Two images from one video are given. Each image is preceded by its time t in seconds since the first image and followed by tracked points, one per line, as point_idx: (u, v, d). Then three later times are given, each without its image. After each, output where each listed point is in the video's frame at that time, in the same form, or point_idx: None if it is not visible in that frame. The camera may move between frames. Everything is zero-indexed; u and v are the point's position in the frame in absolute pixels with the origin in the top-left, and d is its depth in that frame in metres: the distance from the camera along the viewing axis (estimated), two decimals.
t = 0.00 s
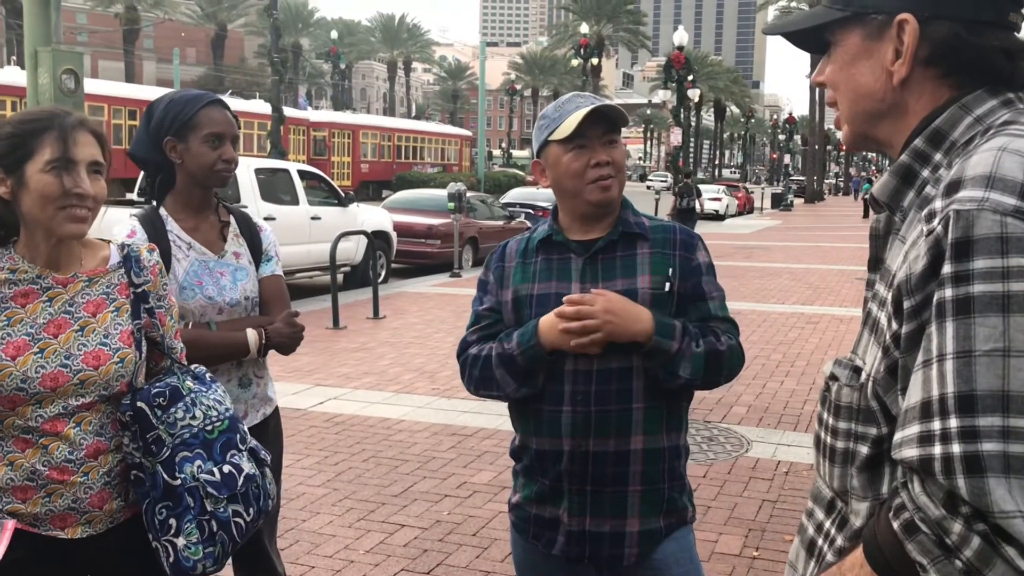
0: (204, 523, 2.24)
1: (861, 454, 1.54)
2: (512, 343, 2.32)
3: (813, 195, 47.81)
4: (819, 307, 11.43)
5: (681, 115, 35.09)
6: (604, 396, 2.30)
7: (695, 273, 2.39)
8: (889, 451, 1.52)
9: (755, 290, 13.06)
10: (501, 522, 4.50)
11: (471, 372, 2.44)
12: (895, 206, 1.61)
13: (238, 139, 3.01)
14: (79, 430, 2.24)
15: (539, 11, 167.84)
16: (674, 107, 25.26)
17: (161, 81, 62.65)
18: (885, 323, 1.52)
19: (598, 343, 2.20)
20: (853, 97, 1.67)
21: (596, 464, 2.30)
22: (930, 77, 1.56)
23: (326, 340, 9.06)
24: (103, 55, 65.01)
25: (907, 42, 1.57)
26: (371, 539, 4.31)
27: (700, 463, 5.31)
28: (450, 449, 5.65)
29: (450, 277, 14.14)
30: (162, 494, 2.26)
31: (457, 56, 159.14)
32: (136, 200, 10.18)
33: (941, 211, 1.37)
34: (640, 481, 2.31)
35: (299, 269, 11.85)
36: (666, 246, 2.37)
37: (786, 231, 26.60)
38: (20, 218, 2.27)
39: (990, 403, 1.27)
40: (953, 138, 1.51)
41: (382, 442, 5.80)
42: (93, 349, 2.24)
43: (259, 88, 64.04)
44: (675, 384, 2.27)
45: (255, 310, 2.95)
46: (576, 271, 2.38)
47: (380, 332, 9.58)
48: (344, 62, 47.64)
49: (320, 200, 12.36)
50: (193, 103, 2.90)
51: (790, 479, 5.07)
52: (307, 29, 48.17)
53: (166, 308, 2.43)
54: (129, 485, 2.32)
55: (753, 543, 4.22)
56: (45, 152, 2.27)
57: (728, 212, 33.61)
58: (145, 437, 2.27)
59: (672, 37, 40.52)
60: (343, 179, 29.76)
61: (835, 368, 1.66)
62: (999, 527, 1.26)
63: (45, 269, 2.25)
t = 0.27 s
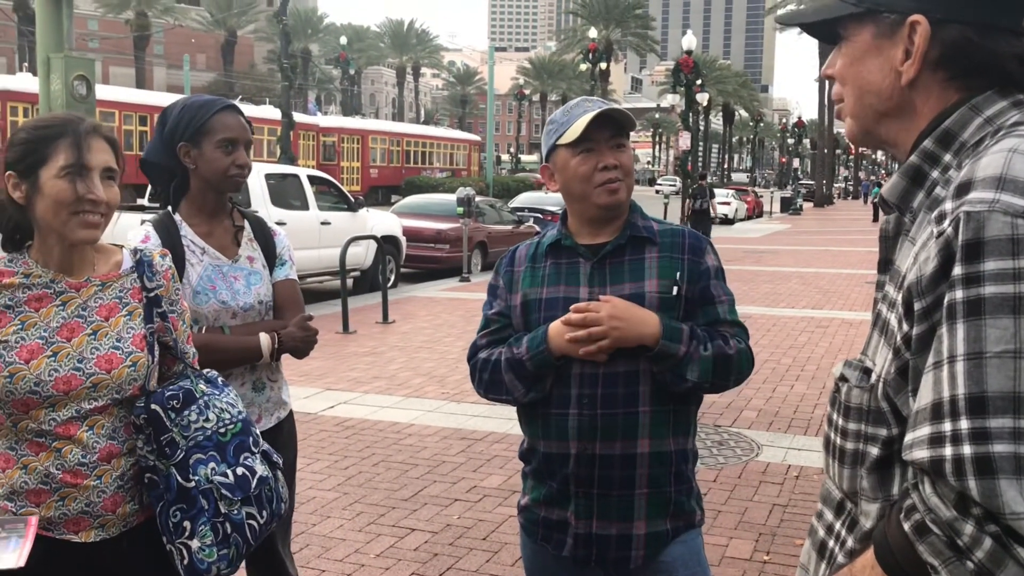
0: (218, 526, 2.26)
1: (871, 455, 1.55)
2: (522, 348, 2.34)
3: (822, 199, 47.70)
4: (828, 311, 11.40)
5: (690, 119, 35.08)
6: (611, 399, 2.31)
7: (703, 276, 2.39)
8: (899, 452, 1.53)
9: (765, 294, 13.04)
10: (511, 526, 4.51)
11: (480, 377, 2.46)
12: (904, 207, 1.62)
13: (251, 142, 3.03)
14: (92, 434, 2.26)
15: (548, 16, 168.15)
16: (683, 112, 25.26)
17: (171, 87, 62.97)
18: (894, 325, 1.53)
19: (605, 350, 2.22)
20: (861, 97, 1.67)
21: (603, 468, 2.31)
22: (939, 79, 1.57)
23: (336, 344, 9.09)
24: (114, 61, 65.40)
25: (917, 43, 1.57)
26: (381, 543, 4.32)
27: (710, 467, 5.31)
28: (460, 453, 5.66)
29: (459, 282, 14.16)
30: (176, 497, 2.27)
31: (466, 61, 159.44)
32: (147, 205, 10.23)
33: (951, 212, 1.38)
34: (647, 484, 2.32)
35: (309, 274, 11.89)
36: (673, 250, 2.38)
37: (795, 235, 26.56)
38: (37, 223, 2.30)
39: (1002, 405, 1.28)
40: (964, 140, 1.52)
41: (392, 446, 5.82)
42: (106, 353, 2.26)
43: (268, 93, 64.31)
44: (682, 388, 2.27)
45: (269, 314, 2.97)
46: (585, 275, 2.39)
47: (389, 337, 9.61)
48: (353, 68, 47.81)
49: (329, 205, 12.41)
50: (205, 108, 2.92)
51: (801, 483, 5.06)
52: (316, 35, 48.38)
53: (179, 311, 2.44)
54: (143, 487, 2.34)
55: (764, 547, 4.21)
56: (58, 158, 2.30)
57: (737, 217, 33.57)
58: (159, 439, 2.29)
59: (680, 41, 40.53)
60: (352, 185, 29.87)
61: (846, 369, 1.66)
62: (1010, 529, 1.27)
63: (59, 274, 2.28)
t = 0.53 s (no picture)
0: (238, 528, 2.25)
1: (880, 461, 1.53)
2: (531, 353, 2.33)
3: (832, 203, 47.54)
4: (838, 316, 11.35)
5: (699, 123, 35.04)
6: (620, 404, 2.30)
7: (712, 282, 2.38)
8: (908, 459, 1.51)
9: (774, 298, 13.00)
10: (520, 532, 4.49)
11: (489, 382, 2.45)
12: (913, 213, 1.60)
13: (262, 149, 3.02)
14: (111, 438, 2.26)
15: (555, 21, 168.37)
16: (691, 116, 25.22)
17: (180, 94, 63.20)
18: (903, 330, 1.51)
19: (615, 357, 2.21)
20: (870, 103, 1.66)
21: (613, 474, 2.30)
22: (946, 81, 1.55)
23: (345, 349, 9.09)
24: (125, 67, 65.69)
25: (922, 46, 1.56)
26: (390, 549, 4.31)
27: (719, 473, 5.28)
28: (468, 458, 5.65)
29: (467, 286, 14.16)
30: (195, 500, 2.26)
31: (474, 66, 159.69)
32: (157, 211, 10.27)
33: (957, 218, 1.36)
34: (656, 490, 2.30)
35: (318, 279, 11.90)
36: (682, 255, 2.37)
37: (805, 239, 26.47)
38: (53, 230, 2.31)
39: (1007, 411, 1.26)
40: (972, 145, 1.50)
41: (401, 451, 5.81)
42: (124, 357, 2.26)
43: (277, 99, 64.49)
44: (691, 394, 2.27)
45: (281, 319, 2.97)
46: (594, 281, 2.38)
47: (398, 342, 9.61)
48: (362, 73, 47.96)
49: (338, 211, 12.42)
50: (217, 113, 2.92)
51: (811, 489, 5.03)
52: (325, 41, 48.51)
53: (196, 316, 2.44)
54: (163, 492, 2.33)
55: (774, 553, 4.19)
56: (73, 164, 2.30)
57: (747, 221, 33.49)
58: (177, 443, 2.27)
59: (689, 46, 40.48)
60: (361, 190, 29.93)
61: (854, 376, 1.64)
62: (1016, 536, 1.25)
63: (76, 280, 2.28)
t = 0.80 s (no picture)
0: (259, 529, 2.23)
1: (891, 466, 1.53)
2: (541, 357, 2.33)
3: (840, 207, 47.43)
4: (847, 319, 11.33)
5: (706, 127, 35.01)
6: (631, 407, 2.29)
7: (721, 284, 2.38)
8: (921, 462, 1.51)
9: (782, 302, 12.97)
10: (528, 536, 4.49)
11: (499, 387, 2.45)
12: (922, 216, 1.59)
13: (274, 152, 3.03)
14: (132, 442, 2.26)
15: (563, 25, 168.45)
16: (699, 121, 25.19)
17: (189, 98, 63.38)
18: (914, 332, 1.51)
19: (626, 360, 2.20)
20: (876, 107, 1.66)
21: (624, 477, 2.29)
22: (951, 83, 1.55)
23: (353, 354, 9.11)
24: (134, 73, 65.99)
25: (924, 48, 1.55)
26: (398, 553, 4.31)
27: (728, 477, 5.27)
28: (476, 462, 5.65)
29: (475, 290, 14.17)
30: (216, 502, 2.26)
31: (481, 70, 159.66)
32: (166, 215, 10.30)
33: (970, 221, 1.36)
34: (667, 493, 2.30)
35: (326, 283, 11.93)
36: (691, 259, 2.36)
37: (813, 243, 26.41)
38: (69, 235, 2.32)
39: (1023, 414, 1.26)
40: (980, 148, 1.49)
41: (409, 455, 5.81)
42: (143, 361, 2.27)
43: (285, 104, 64.67)
44: (703, 396, 2.26)
45: (294, 322, 2.97)
46: (603, 285, 2.37)
47: (406, 346, 9.62)
48: (369, 77, 48.06)
49: (346, 215, 12.45)
50: (225, 118, 2.93)
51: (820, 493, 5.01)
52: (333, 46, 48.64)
53: (216, 318, 2.44)
54: (184, 495, 2.33)
55: (782, 558, 4.18)
56: (87, 170, 2.31)
57: (755, 225, 33.43)
58: (198, 445, 2.28)
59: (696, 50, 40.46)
60: (369, 195, 30.01)
61: (867, 379, 1.63)
62: None
63: (95, 284, 2.30)
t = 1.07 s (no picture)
0: (263, 536, 2.23)
1: (898, 472, 1.52)
2: (548, 363, 2.32)
3: (847, 212, 47.33)
4: (854, 325, 11.29)
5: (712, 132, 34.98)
6: (638, 413, 2.29)
7: (728, 289, 2.37)
8: (928, 467, 1.50)
9: (788, 308, 12.94)
10: (534, 542, 4.48)
11: (506, 393, 2.45)
12: (930, 222, 1.58)
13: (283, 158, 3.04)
14: (140, 446, 2.27)
15: (569, 31, 168.59)
16: (705, 126, 25.16)
17: (196, 103, 63.56)
18: (922, 338, 1.50)
19: (633, 365, 2.20)
20: (885, 111, 1.65)
21: (631, 483, 2.29)
22: (960, 88, 1.55)
23: (360, 359, 9.11)
24: (142, 78, 66.22)
25: (933, 52, 1.55)
26: (404, 558, 4.31)
27: (735, 483, 5.26)
28: (482, 468, 5.64)
29: (481, 296, 14.17)
30: (221, 507, 2.25)
31: (488, 75, 159.83)
32: (173, 220, 10.32)
33: (975, 225, 1.35)
34: (675, 499, 2.30)
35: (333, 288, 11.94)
36: (698, 265, 2.36)
37: (819, 249, 26.36)
38: (78, 239, 2.34)
39: None
40: (988, 153, 1.49)
41: (415, 460, 5.81)
42: (151, 365, 2.27)
43: (292, 109, 64.81)
44: (711, 401, 2.26)
45: (303, 326, 2.97)
46: (610, 290, 2.37)
47: (412, 351, 9.62)
48: (376, 83, 48.11)
49: (352, 220, 12.46)
50: (233, 124, 2.94)
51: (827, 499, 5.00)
52: (339, 52, 48.74)
53: (224, 324, 2.44)
54: (190, 500, 2.33)
55: (788, 564, 4.16)
56: (96, 175, 2.32)
57: (761, 230, 33.36)
58: (203, 450, 2.28)
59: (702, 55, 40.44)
60: (375, 200, 30.06)
61: (873, 385, 1.63)
62: None
63: (104, 289, 2.30)
